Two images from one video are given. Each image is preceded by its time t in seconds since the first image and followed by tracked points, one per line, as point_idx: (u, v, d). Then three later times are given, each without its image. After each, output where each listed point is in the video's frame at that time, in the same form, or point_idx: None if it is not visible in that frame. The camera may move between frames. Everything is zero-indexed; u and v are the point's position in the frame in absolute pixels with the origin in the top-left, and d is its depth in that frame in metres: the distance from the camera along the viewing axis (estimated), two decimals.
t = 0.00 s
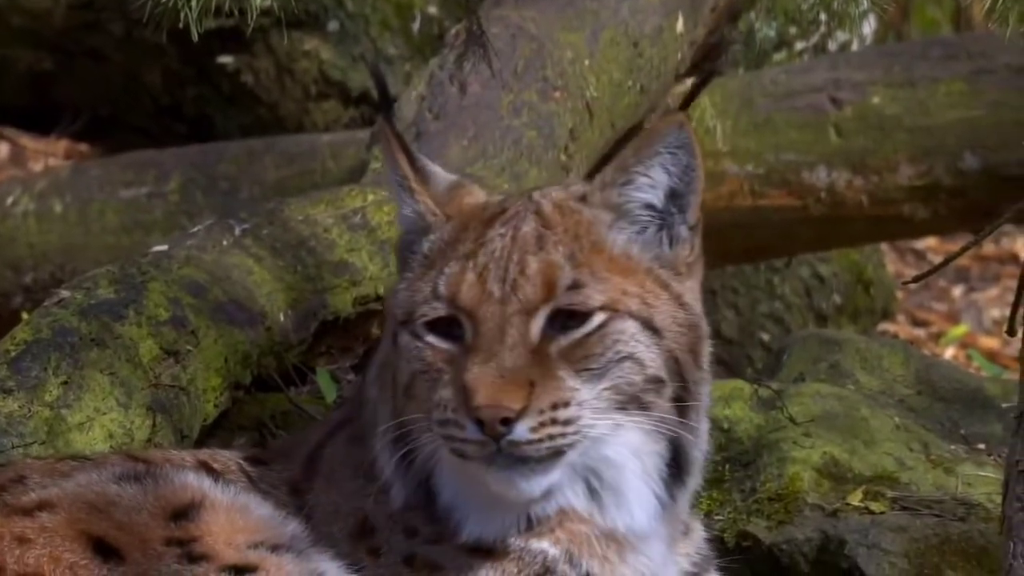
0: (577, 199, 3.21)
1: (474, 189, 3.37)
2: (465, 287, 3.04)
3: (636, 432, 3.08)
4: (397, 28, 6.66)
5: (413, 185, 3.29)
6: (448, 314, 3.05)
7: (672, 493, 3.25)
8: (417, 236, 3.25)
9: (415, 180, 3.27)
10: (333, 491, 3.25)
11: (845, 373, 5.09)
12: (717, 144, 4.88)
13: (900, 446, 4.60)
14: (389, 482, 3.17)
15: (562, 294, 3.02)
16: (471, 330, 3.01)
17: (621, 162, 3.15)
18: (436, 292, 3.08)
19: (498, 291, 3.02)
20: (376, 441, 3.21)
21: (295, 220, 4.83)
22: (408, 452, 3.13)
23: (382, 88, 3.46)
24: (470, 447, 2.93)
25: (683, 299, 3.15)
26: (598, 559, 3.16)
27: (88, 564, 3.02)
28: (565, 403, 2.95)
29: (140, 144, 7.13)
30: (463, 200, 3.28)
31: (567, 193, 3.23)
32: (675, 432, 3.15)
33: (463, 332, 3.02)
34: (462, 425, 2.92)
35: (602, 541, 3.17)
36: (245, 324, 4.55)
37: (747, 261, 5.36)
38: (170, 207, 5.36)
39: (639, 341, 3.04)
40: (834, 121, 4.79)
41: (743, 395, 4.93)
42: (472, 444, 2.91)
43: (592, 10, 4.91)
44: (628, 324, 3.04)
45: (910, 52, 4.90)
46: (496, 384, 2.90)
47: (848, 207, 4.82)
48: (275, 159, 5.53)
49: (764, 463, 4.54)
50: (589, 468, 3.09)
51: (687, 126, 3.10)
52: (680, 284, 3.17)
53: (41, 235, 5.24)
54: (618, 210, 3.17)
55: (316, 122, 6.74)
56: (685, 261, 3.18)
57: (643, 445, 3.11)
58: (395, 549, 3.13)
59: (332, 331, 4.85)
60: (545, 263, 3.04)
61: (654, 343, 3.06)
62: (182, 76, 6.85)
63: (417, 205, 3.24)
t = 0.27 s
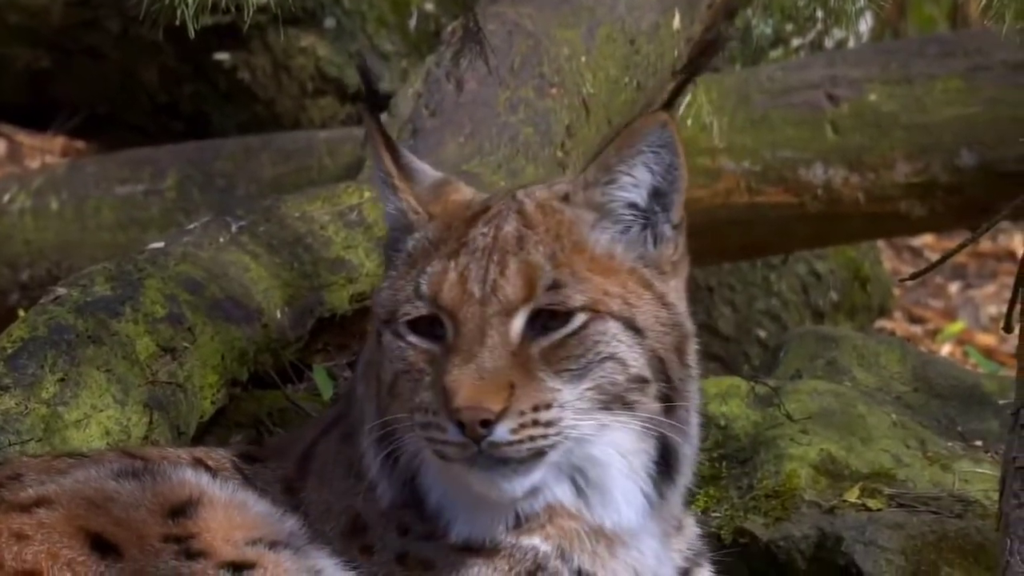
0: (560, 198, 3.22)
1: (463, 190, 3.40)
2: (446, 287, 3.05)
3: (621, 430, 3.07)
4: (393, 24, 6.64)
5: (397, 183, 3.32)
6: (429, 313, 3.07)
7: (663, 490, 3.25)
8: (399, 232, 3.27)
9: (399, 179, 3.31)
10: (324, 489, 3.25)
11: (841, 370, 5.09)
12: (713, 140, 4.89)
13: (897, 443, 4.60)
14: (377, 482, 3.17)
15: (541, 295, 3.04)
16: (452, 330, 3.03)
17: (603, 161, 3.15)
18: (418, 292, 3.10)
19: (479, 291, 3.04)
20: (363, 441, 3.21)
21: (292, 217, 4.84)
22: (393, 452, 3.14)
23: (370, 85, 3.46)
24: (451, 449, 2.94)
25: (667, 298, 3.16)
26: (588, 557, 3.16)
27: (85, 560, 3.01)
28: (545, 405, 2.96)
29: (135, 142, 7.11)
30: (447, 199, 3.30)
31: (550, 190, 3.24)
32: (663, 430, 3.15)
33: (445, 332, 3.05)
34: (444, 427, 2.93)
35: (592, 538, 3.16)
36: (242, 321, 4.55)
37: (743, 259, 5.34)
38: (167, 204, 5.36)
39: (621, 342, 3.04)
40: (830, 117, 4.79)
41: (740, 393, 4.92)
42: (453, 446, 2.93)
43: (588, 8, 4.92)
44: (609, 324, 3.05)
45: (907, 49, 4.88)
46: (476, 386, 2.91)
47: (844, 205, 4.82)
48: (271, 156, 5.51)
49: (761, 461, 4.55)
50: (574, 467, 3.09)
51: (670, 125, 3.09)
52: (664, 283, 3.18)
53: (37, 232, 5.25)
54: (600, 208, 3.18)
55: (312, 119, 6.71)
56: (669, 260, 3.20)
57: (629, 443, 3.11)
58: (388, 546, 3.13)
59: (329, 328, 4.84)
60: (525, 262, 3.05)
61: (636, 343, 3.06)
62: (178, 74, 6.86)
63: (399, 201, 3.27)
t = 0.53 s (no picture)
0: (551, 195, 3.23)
1: (457, 185, 3.42)
2: (437, 285, 3.07)
3: (614, 426, 3.08)
4: (391, 22, 6.67)
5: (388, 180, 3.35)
6: (420, 311, 3.09)
7: (656, 484, 3.25)
8: (390, 229, 3.30)
9: (389, 176, 3.33)
10: (320, 487, 3.29)
11: (839, 367, 5.08)
12: (711, 137, 4.90)
13: (894, 440, 4.61)
14: (370, 480, 3.20)
15: (531, 293, 3.04)
16: (443, 328, 3.04)
17: (593, 158, 3.17)
18: (410, 290, 3.12)
19: (470, 288, 3.05)
20: (356, 439, 3.24)
21: (289, 214, 4.85)
22: (386, 449, 3.16)
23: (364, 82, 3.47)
24: (442, 447, 2.94)
25: (657, 295, 3.18)
26: (583, 552, 3.17)
27: (83, 557, 3.00)
28: (538, 404, 2.97)
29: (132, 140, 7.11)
30: (438, 194, 3.32)
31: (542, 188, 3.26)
32: (656, 426, 3.15)
33: (436, 330, 3.06)
34: (435, 426, 2.94)
35: (586, 534, 3.17)
36: (239, 318, 4.55)
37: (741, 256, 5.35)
38: (164, 201, 5.35)
39: (612, 338, 3.06)
40: (827, 115, 4.79)
41: (738, 389, 4.91)
42: (445, 444, 2.93)
43: (585, 4, 4.92)
44: (600, 321, 3.06)
45: (904, 46, 4.91)
46: (468, 384, 2.91)
47: (842, 202, 4.81)
48: (268, 153, 5.50)
49: (758, 458, 4.55)
50: (568, 463, 3.11)
51: (659, 121, 3.12)
52: (654, 279, 3.20)
53: (34, 229, 5.26)
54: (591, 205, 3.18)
55: (310, 116, 6.77)
56: (659, 256, 3.21)
57: (622, 439, 3.12)
58: (383, 542, 3.15)
59: (327, 326, 4.86)
60: (516, 260, 3.06)
61: (628, 339, 3.08)
62: (175, 71, 6.85)
63: (389, 198, 3.30)
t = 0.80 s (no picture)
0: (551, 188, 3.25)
1: (454, 180, 3.42)
2: (438, 279, 3.08)
3: (615, 419, 3.10)
4: (389, 21, 6.71)
5: (383, 173, 3.35)
6: (422, 305, 3.10)
7: (657, 476, 3.27)
8: (386, 223, 3.31)
9: (386, 171, 3.34)
10: (316, 484, 3.31)
11: (836, 366, 5.08)
12: (708, 135, 4.90)
13: (892, 438, 4.61)
14: (368, 473, 3.21)
15: (533, 286, 3.06)
16: (445, 322, 3.06)
17: (594, 150, 3.18)
18: (410, 283, 3.13)
19: (471, 282, 3.06)
20: (353, 432, 3.26)
21: (287, 212, 4.86)
22: (385, 443, 3.17)
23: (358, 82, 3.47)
24: (445, 441, 2.96)
25: (657, 288, 3.20)
26: (582, 543, 3.19)
27: (82, 554, 3.00)
28: (543, 399, 2.99)
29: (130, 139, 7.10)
30: (433, 189, 3.34)
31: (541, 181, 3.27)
32: (656, 418, 3.17)
33: (438, 323, 3.08)
34: (438, 420, 2.96)
35: (585, 526, 3.19)
36: (237, 316, 4.55)
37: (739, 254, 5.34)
38: (162, 200, 5.35)
39: (613, 332, 3.08)
40: (825, 113, 4.80)
41: (735, 388, 4.92)
42: (447, 438, 2.96)
43: (584, 3, 4.92)
44: (600, 314, 3.08)
45: (901, 44, 4.91)
46: (470, 378, 2.93)
47: (839, 200, 4.81)
48: (266, 151, 5.49)
49: (756, 456, 4.55)
50: (568, 455, 3.13)
51: (660, 114, 3.13)
52: (654, 272, 3.22)
53: (32, 227, 5.26)
54: (591, 199, 3.21)
55: (307, 114, 6.77)
56: (659, 249, 3.23)
57: (624, 432, 3.14)
58: (380, 537, 3.17)
59: (324, 324, 4.87)
60: (517, 254, 3.08)
61: (628, 332, 3.09)
62: (173, 69, 6.85)
63: (385, 192, 3.31)
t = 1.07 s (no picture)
0: (558, 176, 3.28)
1: (457, 166, 3.43)
2: (447, 266, 3.10)
3: (619, 406, 3.14)
4: (388, 19, 6.70)
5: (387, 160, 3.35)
6: (430, 292, 3.12)
7: (656, 464, 3.31)
8: (391, 209, 3.31)
9: (391, 157, 3.33)
10: (312, 477, 3.33)
11: (836, 364, 5.08)
12: (707, 133, 4.88)
13: (891, 436, 4.61)
14: (370, 460, 3.24)
15: (542, 273, 3.09)
16: (453, 310, 3.08)
17: (603, 137, 3.22)
18: (417, 271, 3.15)
19: (480, 270, 3.09)
20: (354, 420, 3.28)
21: (286, 210, 4.87)
22: (387, 432, 3.20)
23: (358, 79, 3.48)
24: (454, 429, 3.00)
25: (663, 277, 3.23)
26: (578, 531, 3.23)
27: (81, 552, 2.99)
28: (551, 386, 3.02)
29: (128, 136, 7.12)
30: (436, 177, 3.34)
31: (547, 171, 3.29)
32: (659, 406, 3.21)
33: (446, 310, 3.10)
34: (447, 409, 2.99)
35: (582, 516, 3.23)
36: (236, 314, 4.55)
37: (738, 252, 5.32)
38: (161, 197, 5.35)
39: (620, 320, 3.11)
40: (824, 110, 4.79)
41: (734, 386, 4.92)
42: (457, 426, 2.99)
43: (582, 1, 4.94)
44: (608, 303, 3.11)
45: (900, 43, 4.91)
46: (480, 365, 2.96)
47: (837, 197, 4.81)
48: (265, 149, 5.49)
49: (755, 454, 4.55)
50: (572, 442, 3.16)
51: (670, 103, 3.18)
52: (659, 261, 3.25)
53: (31, 225, 5.26)
54: (598, 186, 3.24)
55: (306, 112, 6.74)
56: (664, 238, 3.27)
57: (626, 420, 3.18)
58: (375, 529, 3.19)
59: (323, 321, 4.88)
60: (526, 242, 3.11)
61: (634, 321, 3.12)
62: (172, 66, 6.85)
63: (390, 178, 3.30)
